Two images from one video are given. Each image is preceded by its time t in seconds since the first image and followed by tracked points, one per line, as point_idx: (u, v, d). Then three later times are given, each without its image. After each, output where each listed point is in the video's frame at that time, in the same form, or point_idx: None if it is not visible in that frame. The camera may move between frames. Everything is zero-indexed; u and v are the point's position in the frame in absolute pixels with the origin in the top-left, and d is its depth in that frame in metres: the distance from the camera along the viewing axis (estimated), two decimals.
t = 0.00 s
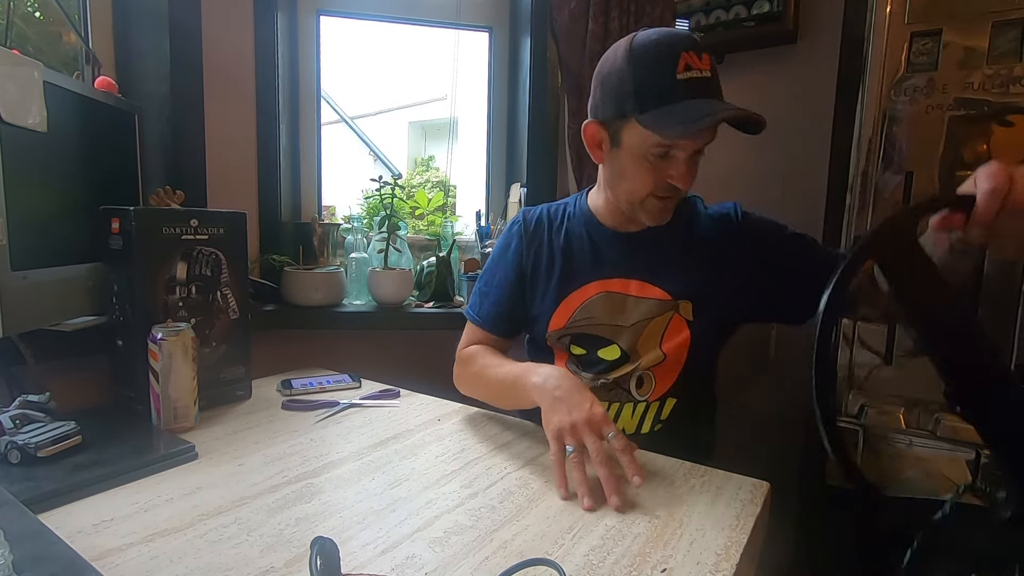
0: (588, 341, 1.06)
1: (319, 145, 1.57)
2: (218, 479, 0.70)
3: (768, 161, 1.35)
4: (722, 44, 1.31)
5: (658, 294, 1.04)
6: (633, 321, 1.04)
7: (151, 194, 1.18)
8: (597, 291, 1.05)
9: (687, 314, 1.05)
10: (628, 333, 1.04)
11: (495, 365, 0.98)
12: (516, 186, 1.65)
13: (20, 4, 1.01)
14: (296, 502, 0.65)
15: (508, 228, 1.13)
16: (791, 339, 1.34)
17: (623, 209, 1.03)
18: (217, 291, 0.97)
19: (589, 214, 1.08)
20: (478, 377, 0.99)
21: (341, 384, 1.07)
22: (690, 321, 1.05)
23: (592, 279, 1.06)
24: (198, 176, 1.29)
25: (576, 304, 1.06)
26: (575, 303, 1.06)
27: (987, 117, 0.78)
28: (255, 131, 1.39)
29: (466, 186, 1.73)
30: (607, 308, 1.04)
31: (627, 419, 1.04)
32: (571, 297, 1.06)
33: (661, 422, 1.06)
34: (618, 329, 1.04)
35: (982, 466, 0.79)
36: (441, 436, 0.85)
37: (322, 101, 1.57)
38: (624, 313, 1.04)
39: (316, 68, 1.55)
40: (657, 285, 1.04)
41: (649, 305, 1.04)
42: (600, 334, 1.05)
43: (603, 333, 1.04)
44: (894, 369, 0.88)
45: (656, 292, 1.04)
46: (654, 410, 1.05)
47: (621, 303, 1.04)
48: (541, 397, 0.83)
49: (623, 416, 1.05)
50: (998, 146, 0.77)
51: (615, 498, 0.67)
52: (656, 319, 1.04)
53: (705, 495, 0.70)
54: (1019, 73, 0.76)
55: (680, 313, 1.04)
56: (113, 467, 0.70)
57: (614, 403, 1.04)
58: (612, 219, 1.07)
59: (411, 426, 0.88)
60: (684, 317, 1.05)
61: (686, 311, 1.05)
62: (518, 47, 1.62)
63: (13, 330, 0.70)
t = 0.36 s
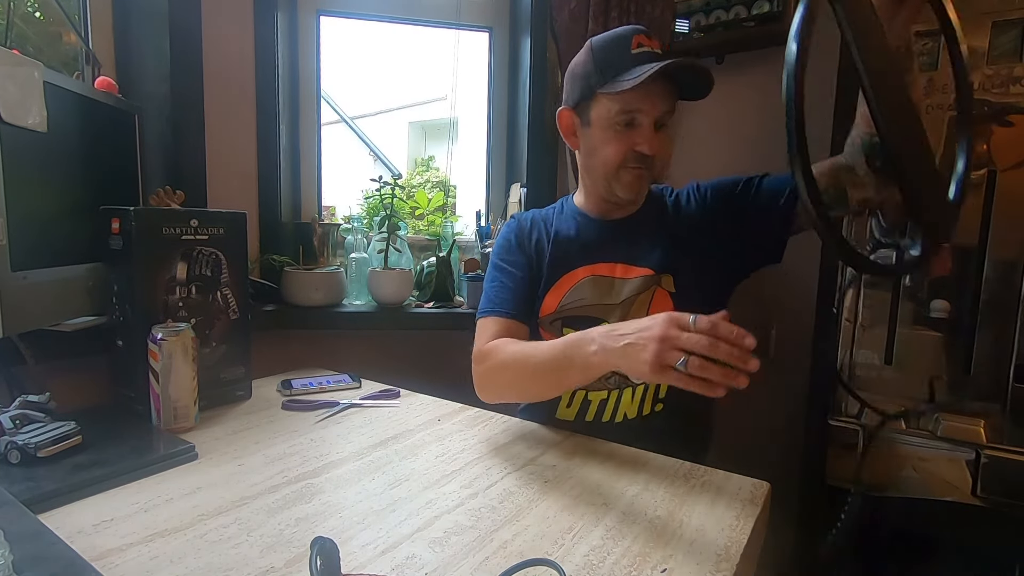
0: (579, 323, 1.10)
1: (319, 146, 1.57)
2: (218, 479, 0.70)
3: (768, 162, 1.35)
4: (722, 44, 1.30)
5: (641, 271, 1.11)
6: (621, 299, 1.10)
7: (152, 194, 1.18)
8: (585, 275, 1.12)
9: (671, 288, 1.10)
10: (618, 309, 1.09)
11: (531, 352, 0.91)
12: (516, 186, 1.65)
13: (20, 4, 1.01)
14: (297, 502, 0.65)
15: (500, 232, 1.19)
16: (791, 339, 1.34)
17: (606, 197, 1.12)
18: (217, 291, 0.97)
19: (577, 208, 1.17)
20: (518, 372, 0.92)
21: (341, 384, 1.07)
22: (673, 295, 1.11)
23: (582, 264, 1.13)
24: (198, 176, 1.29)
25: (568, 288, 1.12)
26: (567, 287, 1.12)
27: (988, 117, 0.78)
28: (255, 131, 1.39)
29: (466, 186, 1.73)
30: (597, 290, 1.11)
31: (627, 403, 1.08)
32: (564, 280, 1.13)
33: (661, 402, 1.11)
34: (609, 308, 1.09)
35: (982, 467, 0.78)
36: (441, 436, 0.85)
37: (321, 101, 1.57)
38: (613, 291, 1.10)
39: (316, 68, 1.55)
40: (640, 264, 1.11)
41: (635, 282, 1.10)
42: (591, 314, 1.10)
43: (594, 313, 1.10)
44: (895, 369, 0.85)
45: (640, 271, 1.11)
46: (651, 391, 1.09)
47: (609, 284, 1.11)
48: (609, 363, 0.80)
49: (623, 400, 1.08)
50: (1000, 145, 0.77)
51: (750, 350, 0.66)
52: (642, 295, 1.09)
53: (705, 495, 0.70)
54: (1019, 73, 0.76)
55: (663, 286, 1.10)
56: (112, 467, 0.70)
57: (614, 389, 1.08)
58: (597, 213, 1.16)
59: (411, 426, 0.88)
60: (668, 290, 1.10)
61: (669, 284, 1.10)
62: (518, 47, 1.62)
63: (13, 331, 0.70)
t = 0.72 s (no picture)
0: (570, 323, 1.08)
1: (318, 146, 1.57)
2: (218, 479, 0.70)
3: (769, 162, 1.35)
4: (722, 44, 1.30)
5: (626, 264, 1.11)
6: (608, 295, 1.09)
7: (152, 194, 1.18)
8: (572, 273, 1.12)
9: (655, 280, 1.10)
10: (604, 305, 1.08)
11: (527, 328, 0.91)
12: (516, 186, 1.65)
13: (20, 4, 1.01)
14: (297, 502, 0.65)
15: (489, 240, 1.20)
16: (791, 339, 1.34)
17: (584, 186, 1.13)
18: (217, 291, 0.97)
19: (564, 212, 1.19)
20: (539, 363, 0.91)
21: (341, 384, 1.07)
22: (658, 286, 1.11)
23: (568, 263, 1.14)
24: (198, 176, 1.29)
25: (555, 288, 1.13)
26: (554, 287, 1.13)
27: (987, 117, 0.78)
28: (255, 131, 1.39)
29: (466, 186, 1.73)
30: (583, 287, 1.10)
31: (621, 399, 1.08)
32: (550, 281, 1.13)
33: (654, 393, 1.10)
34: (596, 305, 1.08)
35: (983, 467, 0.78)
36: (441, 436, 0.85)
37: (322, 102, 1.57)
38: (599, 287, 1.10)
39: (316, 69, 1.55)
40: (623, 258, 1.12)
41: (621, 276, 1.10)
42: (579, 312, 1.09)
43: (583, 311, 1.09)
44: (895, 370, 0.85)
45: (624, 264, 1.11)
46: (644, 383, 1.09)
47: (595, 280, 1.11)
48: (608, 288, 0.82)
49: (617, 395, 1.08)
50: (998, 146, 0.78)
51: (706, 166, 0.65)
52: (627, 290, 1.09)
53: (705, 495, 0.70)
54: (1019, 73, 0.76)
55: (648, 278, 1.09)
56: (112, 467, 0.70)
57: (607, 384, 1.08)
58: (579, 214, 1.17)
59: (411, 425, 0.89)
60: (653, 282, 1.10)
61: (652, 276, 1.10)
62: (518, 47, 1.62)
63: (13, 330, 0.70)
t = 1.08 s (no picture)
0: (555, 322, 1.11)
1: (318, 146, 1.57)
2: (218, 479, 0.70)
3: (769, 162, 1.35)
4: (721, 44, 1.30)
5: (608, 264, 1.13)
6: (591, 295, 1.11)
7: (151, 194, 1.18)
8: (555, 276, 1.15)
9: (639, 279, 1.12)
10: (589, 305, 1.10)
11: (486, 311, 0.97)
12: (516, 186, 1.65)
13: (20, 4, 1.01)
14: (296, 502, 0.65)
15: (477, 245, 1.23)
16: (790, 339, 1.34)
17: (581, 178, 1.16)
18: (217, 291, 0.97)
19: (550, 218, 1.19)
20: (499, 356, 0.97)
21: (341, 384, 1.07)
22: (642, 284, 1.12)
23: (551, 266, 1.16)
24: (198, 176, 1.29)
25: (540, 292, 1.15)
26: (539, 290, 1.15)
27: (987, 117, 0.78)
28: (255, 131, 1.39)
29: (466, 186, 1.73)
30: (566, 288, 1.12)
31: (612, 398, 1.06)
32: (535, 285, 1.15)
33: (643, 393, 1.09)
34: (580, 306, 1.11)
35: (983, 467, 0.79)
36: (441, 436, 0.85)
37: (322, 101, 1.56)
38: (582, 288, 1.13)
39: (316, 69, 1.54)
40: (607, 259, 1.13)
41: (604, 277, 1.12)
42: (564, 313, 1.11)
43: (567, 313, 1.11)
44: (895, 370, 0.85)
45: (607, 265, 1.13)
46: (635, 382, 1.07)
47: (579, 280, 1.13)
48: (545, 250, 0.93)
49: (607, 395, 1.06)
50: (998, 146, 0.78)
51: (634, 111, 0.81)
52: (610, 289, 1.11)
53: (705, 495, 0.70)
54: (1019, 73, 0.76)
55: (631, 278, 1.11)
56: (112, 467, 0.70)
57: (596, 385, 1.07)
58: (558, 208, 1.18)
59: (411, 425, 0.89)
60: (636, 281, 1.11)
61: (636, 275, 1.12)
62: (518, 47, 1.63)
63: (13, 330, 0.70)
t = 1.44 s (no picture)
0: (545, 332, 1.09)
1: (318, 147, 1.57)
2: (218, 479, 0.70)
3: (770, 163, 1.35)
4: (721, 44, 1.31)
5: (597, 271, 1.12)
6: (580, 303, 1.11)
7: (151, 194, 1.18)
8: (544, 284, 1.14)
9: (629, 284, 1.10)
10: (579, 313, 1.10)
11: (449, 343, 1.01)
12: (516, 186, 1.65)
13: (20, 4, 1.01)
14: (296, 502, 0.65)
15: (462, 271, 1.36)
16: (790, 339, 1.34)
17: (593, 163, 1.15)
18: (217, 291, 0.97)
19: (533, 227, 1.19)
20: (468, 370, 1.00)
21: (341, 384, 1.07)
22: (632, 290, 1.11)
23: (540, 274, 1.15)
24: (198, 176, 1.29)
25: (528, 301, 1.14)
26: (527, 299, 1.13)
27: (987, 117, 0.78)
28: (255, 132, 1.39)
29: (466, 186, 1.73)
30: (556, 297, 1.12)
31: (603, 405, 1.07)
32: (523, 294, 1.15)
33: (635, 399, 1.09)
34: (570, 313, 1.10)
35: (983, 467, 0.79)
36: (441, 436, 0.85)
37: (322, 102, 1.56)
38: (570, 296, 1.12)
39: (316, 69, 1.54)
40: (596, 265, 1.12)
41: (592, 284, 1.11)
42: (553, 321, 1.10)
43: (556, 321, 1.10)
44: (895, 370, 0.85)
45: (595, 272, 1.12)
46: (626, 388, 1.08)
47: (567, 288, 1.13)
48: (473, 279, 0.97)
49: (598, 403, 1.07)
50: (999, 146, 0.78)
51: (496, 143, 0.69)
52: (599, 296, 1.10)
53: (705, 495, 0.70)
54: (1018, 73, 0.76)
55: (621, 284, 1.10)
56: (112, 467, 0.70)
57: (588, 392, 1.07)
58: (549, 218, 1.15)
59: (411, 425, 0.89)
60: (625, 286, 1.10)
61: (626, 281, 1.10)
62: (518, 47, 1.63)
63: (13, 330, 0.70)
